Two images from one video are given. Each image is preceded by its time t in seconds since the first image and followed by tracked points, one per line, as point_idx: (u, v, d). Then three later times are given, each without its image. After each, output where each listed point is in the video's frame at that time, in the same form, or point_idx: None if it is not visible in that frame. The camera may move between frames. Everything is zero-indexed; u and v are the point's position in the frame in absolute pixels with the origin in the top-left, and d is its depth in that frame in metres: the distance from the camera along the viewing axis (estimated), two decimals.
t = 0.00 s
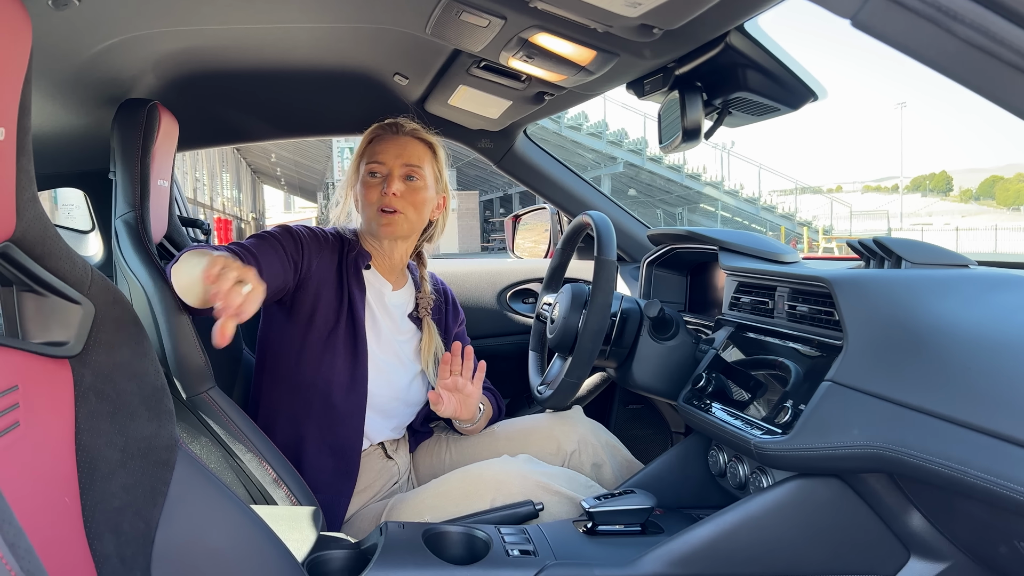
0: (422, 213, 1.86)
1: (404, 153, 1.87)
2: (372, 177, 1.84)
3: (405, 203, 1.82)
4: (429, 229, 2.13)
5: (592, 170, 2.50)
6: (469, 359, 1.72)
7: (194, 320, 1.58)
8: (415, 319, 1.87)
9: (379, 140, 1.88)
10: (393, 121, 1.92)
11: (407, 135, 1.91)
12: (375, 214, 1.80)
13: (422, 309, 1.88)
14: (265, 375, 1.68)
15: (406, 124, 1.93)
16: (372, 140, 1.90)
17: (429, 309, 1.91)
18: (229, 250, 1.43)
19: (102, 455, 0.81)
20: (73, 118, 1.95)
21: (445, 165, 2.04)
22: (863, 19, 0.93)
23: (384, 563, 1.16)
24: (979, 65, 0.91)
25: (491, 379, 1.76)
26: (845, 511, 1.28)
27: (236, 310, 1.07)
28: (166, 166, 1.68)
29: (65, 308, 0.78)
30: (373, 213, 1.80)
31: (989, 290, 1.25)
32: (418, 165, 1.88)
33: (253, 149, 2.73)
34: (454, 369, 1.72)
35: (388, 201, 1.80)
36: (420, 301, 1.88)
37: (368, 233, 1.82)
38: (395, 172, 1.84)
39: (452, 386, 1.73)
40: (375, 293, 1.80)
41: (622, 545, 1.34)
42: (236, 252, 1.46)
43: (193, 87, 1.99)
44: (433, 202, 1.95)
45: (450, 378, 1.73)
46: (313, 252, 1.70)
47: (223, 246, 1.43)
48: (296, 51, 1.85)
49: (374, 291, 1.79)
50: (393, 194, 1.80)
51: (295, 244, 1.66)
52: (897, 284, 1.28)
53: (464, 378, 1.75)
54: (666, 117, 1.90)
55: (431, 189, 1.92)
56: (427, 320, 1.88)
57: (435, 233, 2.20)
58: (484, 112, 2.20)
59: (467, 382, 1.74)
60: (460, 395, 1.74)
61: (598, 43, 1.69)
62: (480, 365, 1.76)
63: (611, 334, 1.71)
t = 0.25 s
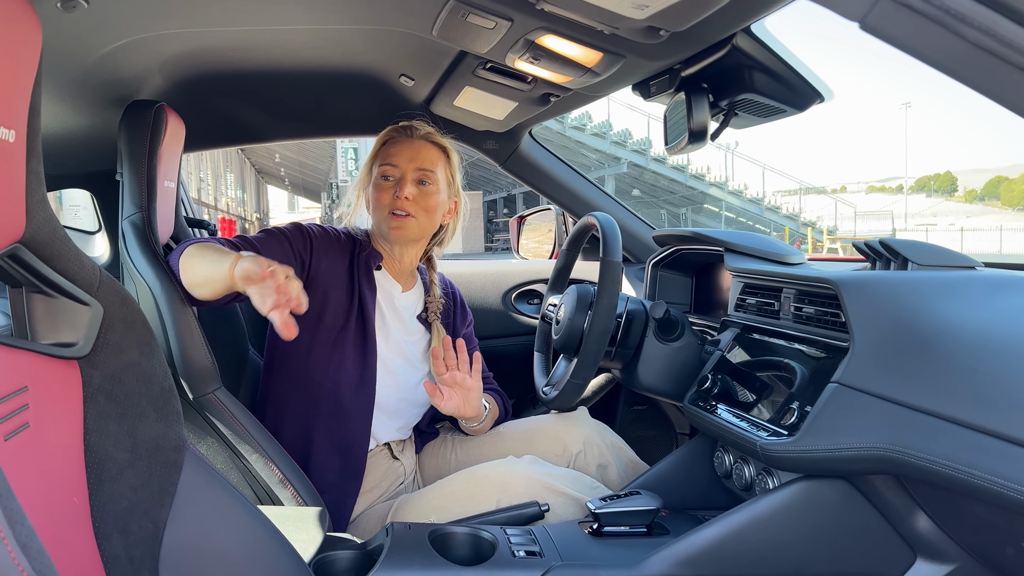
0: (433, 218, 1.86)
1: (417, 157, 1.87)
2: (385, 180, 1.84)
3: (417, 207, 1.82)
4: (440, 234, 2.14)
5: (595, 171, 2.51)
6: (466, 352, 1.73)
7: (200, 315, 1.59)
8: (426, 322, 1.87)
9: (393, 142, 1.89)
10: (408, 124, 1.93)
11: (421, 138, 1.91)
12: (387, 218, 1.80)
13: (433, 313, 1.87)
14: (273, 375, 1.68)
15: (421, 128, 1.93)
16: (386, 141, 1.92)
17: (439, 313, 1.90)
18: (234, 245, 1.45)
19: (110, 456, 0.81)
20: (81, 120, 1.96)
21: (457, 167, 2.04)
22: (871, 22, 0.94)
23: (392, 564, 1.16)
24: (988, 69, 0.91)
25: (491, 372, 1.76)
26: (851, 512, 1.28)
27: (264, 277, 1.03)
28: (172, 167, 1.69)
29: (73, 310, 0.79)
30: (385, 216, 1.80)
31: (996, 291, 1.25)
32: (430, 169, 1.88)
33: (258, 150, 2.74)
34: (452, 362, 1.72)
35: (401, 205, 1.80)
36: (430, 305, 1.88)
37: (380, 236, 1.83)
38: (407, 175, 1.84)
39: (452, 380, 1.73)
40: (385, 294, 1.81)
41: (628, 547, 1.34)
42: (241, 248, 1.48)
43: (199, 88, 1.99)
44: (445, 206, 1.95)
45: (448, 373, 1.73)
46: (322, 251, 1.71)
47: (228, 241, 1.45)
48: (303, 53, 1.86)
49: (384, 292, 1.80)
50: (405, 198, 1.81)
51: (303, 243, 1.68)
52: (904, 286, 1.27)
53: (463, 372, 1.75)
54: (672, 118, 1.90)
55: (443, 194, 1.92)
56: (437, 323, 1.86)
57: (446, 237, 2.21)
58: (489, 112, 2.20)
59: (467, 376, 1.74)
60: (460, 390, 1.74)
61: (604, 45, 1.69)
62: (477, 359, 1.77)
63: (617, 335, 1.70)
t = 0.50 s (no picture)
0: (441, 216, 1.87)
1: (425, 156, 1.87)
2: (392, 180, 1.85)
3: (426, 206, 1.82)
4: (445, 234, 2.16)
5: (599, 171, 2.51)
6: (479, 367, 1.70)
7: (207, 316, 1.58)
8: (431, 323, 1.88)
9: (399, 141, 1.89)
10: (414, 124, 1.93)
11: (427, 137, 1.91)
12: (395, 217, 1.80)
13: (438, 314, 1.88)
14: (280, 375, 1.69)
15: (427, 128, 1.93)
16: (392, 141, 1.92)
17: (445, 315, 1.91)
18: (242, 246, 1.44)
19: (117, 455, 0.81)
20: (86, 119, 1.96)
21: (463, 166, 2.04)
22: (880, 22, 0.94)
23: (398, 563, 1.16)
24: (996, 69, 0.91)
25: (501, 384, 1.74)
26: (857, 513, 1.28)
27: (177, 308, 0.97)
28: (177, 167, 1.69)
29: (81, 309, 0.79)
30: (393, 216, 1.80)
31: (1003, 291, 1.24)
32: (438, 167, 1.88)
33: (263, 150, 2.75)
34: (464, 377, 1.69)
35: (409, 204, 1.80)
36: (435, 306, 1.89)
37: (387, 235, 1.83)
38: (415, 174, 1.84)
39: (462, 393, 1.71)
40: (391, 295, 1.81)
41: (633, 547, 1.34)
42: (249, 248, 1.48)
43: (204, 88, 2.00)
44: (451, 205, 1.96)
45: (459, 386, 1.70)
46: (330, 252, 1.71)
47: (237, 242, 1.45)
48: (308, 53, 1.86)
49: (391, 293, 1.81)
50: (414, 197, 1.81)
51: (312, 245, 1.68)
52: (909, 286, 1.27)
53: (474, 386, 1.71)
54: (677, 118, 1.90)
55: (450, 193, 1.92)
56: (443, 326, 1.87)
57: (450, 236, 2.24)
58: (494, 112, 2.20)
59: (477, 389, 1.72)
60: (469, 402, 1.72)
61: (610, 45, 1.69)
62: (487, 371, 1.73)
63: (622, 335, 1.70)
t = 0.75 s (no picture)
0: (443, 216, 1.87)
1: (426, 156, 1.87)
2: (394, 181, 1.84)
3: (429, 207, 1.82)
4: (445, 231, 2.16)
5: (602, 171, 2.50)
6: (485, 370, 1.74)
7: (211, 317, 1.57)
8: (431, 322, 1.88)
9: (400, 141, 1.88)
10: (410, 123, 1.91)
11: (427, 137, 1.91)
12: (399, 219, 1.80)
13: (437, 313, 1.87)
14: (284, 375, 1.69)
15: (426, 126, 1.93)
16: (390, 141, 1.90)
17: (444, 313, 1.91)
18: (249, 249, 1.44)
19: (122, 454, 0.81)
20: (91, 119, 1.97)
21: (462, 165, 2.05)
22: (885, 22, 0.94)
23: (402, 563, 1.17)
24: (1001, 69, 0.90)
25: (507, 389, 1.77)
26: (861, 514, 1.28)
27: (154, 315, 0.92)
28: (182, 167, 1.70)
29: (86, 308, 0.79)
30: (396, 220, 1.80)
31: (1007, 292, 1.24)
32: (440, 167, 1.88)
33: (266, 150, 2.75)
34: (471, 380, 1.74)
35: (413, 206, 1.80)
36: (435, 306, 1.88)
37: (389, 237, 1.83)
38: (418, 175, 1.85)
39: (468, 398, 1.75)
40: (394, 298, 1.81)
41: (636, 547, 1.34)
42: (256, 249, 1.48)
43: (208, 88, 2.00)
44: (452, 203, 1.96)
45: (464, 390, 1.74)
46: (335, 253, 1.71)
47: (244, 245, 1.44)
48: (312, 53, 1.86)
49: (393, 295, 1.81)
50: (418, 198, 1.81)
51: (317, 245, 1.68)
52: (913, 287, 1.27)
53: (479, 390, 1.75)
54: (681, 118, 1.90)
55: (452, 191, 1.93)
56: (443, 324, 1.87)
57: (450, 233, 2.25)
58: (498, 113, 2.20)
59: (483, 394, 1.75)
60: (475, 406, 1.75)
61: (614, 45, 1.68)
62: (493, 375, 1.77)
63: (625, 336, 1.70)
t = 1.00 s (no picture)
0: (439, 216, 1.88)
1: (422, 158, 1.87)
2: (390, 182, 1.84)
3: (425, 208, 1.83)
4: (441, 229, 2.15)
5: (604, 171, 2.50)
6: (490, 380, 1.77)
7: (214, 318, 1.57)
8: (430, 320, 1.87)
9: (394, 141, 1.88)
10: (405, 122, 1.91)
11: (422, 137, 1.90)
12: (395, 221, 1.80)
13: (435, 310, 1.87)
14: (283, 374, 1.69)
15: (421, 124, 1.92)
16: (384, 141, 1.90)
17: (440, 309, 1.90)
18: (252, 251, 1.44)
19: (126, 455, 0.81)
20: (95, 120, 1.97)
21: (457, 163, 2.05)
22: (888, 25, 0.94)
23: (405, 564, 1.17)
24: (1005, 70, 0.90)
25: (511, 399, 1.81)
26: (863, 515, 1.28)
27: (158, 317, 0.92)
28: (185, 168, 1.70)
29: (89, 309, 0.80)
30: (392, 220, 1.80)
31: (1012, 293, 1.24)
32: (435, 168, 1.89)
33: (269, 150, 2.75)
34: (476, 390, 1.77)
35: (410, 207, 1.81)
36: (431, 302, 1.88)
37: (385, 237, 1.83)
38: (413, 176, 1.85)
39: (473, 407, 1.78)
40: (391, 296, 1.82)
41: (638, 548, 1.34)
42: (258, 250, 1.48)
43: (211, 89, 2.00)
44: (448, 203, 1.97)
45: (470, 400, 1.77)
46: (333, 252, 1.71)
47: (246, 246, 1.44)
48: (315, 54, 1.87)
49: (390, 294, 1.81)
50: (414, 200, 1.81)
51: (316, 245, 1.68)
52: (916, 288, 1.27)
53: (485, 400, 1.78)
54: (684, 119, 1.90)
55: (447, 192, 1.93)
56: (440, 320, 1.87)
57: (445, 230, 2.22)
58: (500, 113, 2.20)
59: (488, 403, 1.78)
60: (481, 415, 1.78)
61: (617, 46, 1.68)
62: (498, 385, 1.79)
63: (628, 336, 1.69)
